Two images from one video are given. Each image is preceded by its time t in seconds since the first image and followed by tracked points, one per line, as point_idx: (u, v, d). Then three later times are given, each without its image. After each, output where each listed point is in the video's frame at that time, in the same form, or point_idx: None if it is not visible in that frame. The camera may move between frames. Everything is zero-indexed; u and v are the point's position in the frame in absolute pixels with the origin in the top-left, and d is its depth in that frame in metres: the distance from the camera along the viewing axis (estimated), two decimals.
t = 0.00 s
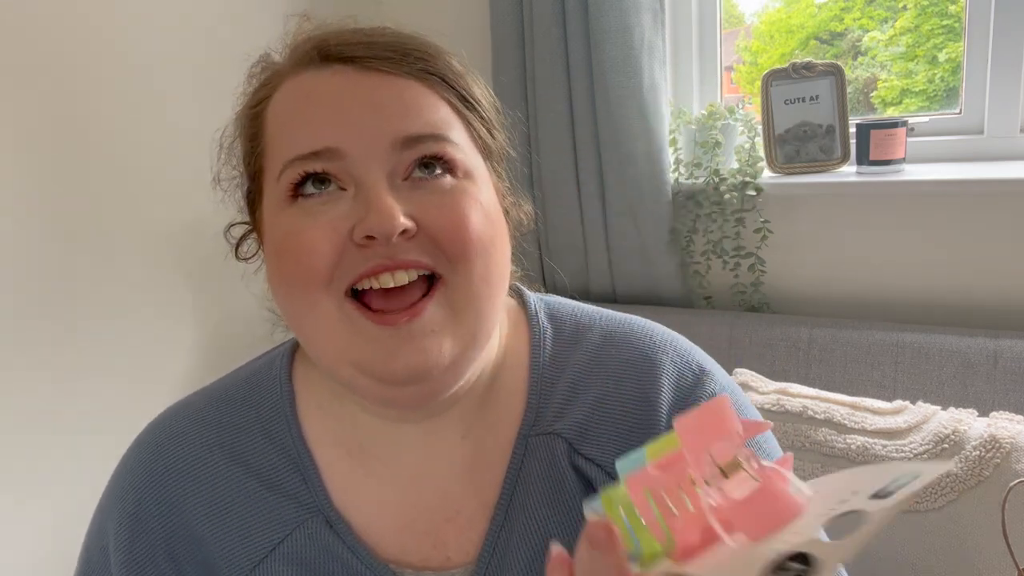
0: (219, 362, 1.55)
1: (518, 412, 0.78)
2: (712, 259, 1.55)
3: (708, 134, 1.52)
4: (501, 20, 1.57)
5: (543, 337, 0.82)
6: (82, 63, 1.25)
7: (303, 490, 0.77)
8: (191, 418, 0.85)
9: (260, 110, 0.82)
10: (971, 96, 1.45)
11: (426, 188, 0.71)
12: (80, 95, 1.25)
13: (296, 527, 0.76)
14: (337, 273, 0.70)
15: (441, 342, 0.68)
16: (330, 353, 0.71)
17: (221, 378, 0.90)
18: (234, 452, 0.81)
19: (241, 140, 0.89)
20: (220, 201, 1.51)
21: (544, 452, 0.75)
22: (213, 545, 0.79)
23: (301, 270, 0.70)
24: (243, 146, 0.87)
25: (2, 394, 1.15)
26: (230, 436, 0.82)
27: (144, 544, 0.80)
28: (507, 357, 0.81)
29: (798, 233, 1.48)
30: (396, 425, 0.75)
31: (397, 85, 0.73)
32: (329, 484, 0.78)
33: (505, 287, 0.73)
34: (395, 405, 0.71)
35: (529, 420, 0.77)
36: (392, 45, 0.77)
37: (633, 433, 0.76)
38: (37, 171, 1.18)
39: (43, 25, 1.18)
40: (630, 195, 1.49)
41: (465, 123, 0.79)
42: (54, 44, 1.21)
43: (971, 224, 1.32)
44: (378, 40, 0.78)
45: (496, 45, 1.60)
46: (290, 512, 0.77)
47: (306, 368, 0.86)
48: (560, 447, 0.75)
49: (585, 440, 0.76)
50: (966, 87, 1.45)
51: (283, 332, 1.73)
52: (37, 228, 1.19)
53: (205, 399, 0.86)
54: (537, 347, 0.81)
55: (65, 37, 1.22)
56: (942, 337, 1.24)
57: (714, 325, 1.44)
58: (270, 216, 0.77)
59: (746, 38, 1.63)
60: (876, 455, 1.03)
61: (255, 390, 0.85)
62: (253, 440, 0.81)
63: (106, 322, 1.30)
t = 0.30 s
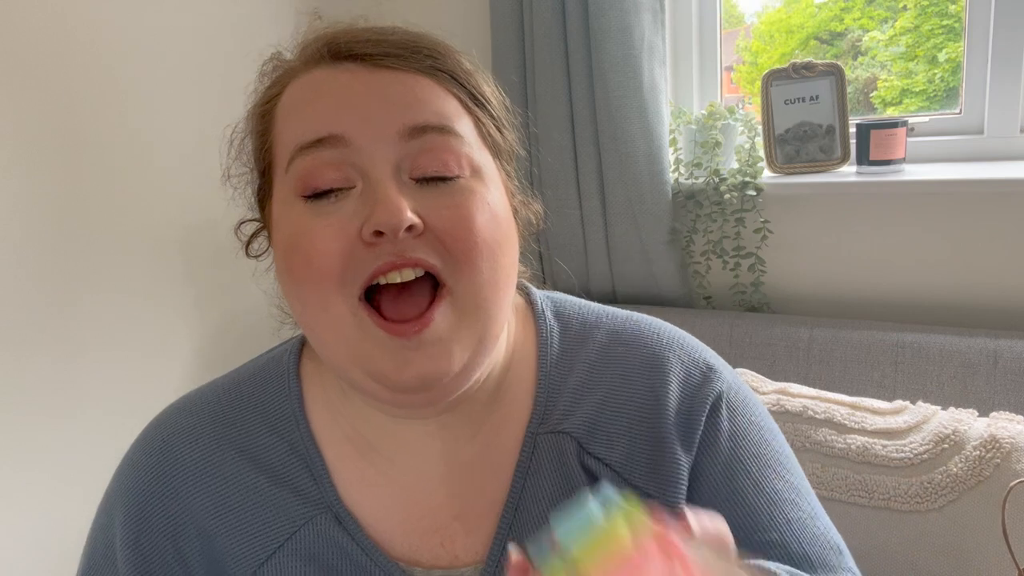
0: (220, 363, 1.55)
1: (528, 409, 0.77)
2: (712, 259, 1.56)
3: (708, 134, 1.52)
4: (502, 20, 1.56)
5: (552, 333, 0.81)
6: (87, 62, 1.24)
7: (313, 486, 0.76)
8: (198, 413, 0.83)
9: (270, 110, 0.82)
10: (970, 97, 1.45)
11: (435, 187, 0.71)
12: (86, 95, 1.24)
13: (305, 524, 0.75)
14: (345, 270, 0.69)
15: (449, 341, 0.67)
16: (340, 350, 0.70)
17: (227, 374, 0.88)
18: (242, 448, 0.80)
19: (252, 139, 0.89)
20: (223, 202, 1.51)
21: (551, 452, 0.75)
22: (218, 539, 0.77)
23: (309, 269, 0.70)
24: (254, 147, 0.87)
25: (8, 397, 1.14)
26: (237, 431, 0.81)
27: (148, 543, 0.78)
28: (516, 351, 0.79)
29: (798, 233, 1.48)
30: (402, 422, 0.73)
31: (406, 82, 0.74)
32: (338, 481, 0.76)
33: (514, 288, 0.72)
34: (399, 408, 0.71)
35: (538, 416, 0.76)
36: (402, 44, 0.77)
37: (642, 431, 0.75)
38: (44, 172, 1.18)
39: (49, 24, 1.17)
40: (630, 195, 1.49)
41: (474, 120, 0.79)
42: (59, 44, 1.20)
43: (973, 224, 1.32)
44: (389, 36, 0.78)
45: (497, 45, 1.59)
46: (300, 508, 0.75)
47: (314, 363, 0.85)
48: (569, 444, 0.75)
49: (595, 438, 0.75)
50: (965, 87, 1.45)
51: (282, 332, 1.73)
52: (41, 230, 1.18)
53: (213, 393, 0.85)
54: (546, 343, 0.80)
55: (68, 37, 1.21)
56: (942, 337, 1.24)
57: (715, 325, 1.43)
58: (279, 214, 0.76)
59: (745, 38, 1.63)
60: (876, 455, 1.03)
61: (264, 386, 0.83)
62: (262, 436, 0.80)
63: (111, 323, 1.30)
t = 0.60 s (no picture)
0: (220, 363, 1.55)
1: (542, 402, 0.78)
2: (712, 259, 1.56)
3: (708, 134, 1.52)
4: (502, 20, 1.56)
5: (564, 326, 0.82)
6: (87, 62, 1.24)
7: (335, 468, 0.79)
8: (225, 403, 0.87)
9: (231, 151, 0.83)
10: (970, 97, 1.45)
11: (394, 183, 0.71)
12: (87, 95, 1.24)
13: (330, 503, 0.78)
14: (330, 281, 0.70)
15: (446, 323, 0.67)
16: (342, 353, 0.71)
17: (251, 365, 0.93)
18: (267, 434, 0.84)
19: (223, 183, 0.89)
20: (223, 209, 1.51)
21: (571, 441, 0.76)
22: (251, 520, 0.82)
23: (301, 288, 0.71)
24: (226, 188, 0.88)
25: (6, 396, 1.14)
26: (262, 418, 0.85)
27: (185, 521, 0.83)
28: (521, 349, 0.80)
29: (799, 233, 1.48)
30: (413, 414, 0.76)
31: (343, 93, 0.74)
32: (358, 465, 0.79)
33: (492, 267, 0.73)
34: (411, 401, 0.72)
35: (556, 409, 0.77)
36: (335, 58, 0.78)
37: (661, 423, 0.76)
38: (44, 171, 1.18)
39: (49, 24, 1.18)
40: (629, 195, 1.49)
41: (424, 115, 0.79)
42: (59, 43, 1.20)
43: (973, 224, 1.32)
44: (318, 55, 0.79)
45: (496, 45, 1.59)
46: (324, 489, 0.79)
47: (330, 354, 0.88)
48: (589, 437, 0.76)
49: (613, 431, 0.76)
50: (965, 87, 1.45)
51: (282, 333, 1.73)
52: (41, 229, 1.18)
53: (242, 384, 0.89)
54: (559, 336, 0.81)
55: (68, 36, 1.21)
56: (942, 337, 1.24)
57: (715, 325, 1.43)
58: (264, 245, 0.77)
59: (745, 38, 1.63)
60: (876, 455, 1.03)
61: (285, 375, 0.87)
62: (285, 424, 0.84)
63: (110, 323, 1.30)
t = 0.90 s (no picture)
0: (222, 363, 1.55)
1: (545, 391, 0.83)
2: (712, 259, 1.56)
3: (708, 135, 1.52)
4: (502, 20, 1.56)
5: (560, 316, 0.86)
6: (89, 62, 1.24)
7: (364, 465, 0.82)
8: (242, 411, 0.88)
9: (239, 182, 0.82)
10: (970, 96, 1.45)
11: (415, 224, 0.72)
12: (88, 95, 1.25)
13: (363, 498, 0.81)
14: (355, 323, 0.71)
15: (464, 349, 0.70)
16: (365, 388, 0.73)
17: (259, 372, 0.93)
18: (290, 438, 0.86)
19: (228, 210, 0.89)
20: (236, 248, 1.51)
21: (574, 427, 0.81)
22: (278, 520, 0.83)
23: (326, 329, 0.72)
24: (231, 213, 0.88)
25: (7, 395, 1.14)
26: (283, 423, 0.87)
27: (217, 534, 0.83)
28: (522, 345, 0.84)
29: (798, 233, 1.48)
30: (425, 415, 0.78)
31: (358, 134, 0.74)
32: (381, 459, 0.82)
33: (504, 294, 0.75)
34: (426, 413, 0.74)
35: (558, 395, 0.82)
36: (343, 91, 0.77)
37: (655, 408, 0.81)
38: (45, 171, 1.18)
39: (50, 25, 1.18)
40: (630, 196, 1.49)
41: (435, 144, 0.80)
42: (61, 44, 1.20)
43: (972, 224, 1.32)
44: (329, 88, 0.78)
45: (496, 45, 1.59)
46: (355, 485, 0.82)
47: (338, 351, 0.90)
48: (590, 420, 0.81)
49: (612, 413, 0.82)
50: (965, 87, 1.45)
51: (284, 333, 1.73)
52: (42, 228, 1.18)
53: (257, 390, 0.90)
54: (555, 325, 0.85)
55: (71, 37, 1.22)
56: (941, 337, 1.24)
57: (715, 325, 1.43)
58: (281, 281, 0.78)
59: (745, 38, 1.63)
60: (875, 457, 1.04)
61: (298, 378, 0.89)
62: (308, 428, 0.86)
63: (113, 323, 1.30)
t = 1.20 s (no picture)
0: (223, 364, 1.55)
1: (544, 371, 0.89)
2: (712, 259, 1.55)
3: (708, 135, 1.52)
4: (502, 20, 1.56)
5: (561, 306, 0.92)
6: (92, 62, 1.24)
7: (375, 439, 0.88)
8: (263, 388, 0.94)
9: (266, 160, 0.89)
10: (970, 96, 1.45)
11: (427, 210, 0.80)
12: (93, 95, 1.24)
13: (373, 469, 0.87)
14: (366, 295, 0.79)
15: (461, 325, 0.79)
16: (372, 355, 0.81)
17: (277, 360, 0.99)
18: (306, 413, 0.91)
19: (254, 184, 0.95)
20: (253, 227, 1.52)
21: (570, 405, 0.87)
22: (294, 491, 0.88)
23: (340, 300, 0.80)
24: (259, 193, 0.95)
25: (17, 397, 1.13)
26: (301, 400, 0.92)
27: (236, 499, 0.88)
28: (523, 331, 0.91)
29: (798, 233, 1.48)
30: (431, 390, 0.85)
31: (381, 123, 0.81)
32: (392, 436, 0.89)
33: (507, 277, 0.83)
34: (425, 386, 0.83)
35: (557, 375, 0.88)
36: (371, 83, 0.84)
37: (647, 386, 0.87)
38: (51, 171, 1.17)
39: (52, 25, 1.18)
40: (629, 196, 1.49)
41: (450, 137, 0.87)
42: (65, 43, 1.20)
43: (973, 225, 1.32)
44: (357, 79, 0.85)
45: (496, 45, 1.59)
46: (366, 457, 0.87)
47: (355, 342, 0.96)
48: (585, 398, 0.87)
49: (606, 393, 0.87)
50: (965, 87, 1.45)
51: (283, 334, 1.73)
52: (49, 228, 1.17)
53: (275, 373, 0.96)
54: (555, 314, 0.92)
55: (74, 37, 1.21)
56: (941, 337, 1.24)
57: (716, 326, 1.43)
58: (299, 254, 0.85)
59: (745, 38, 1.63)
60: (874, 457, 1.04)
61: (315, 360, 0.95)
62: (323, 406, 0.92)
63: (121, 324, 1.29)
